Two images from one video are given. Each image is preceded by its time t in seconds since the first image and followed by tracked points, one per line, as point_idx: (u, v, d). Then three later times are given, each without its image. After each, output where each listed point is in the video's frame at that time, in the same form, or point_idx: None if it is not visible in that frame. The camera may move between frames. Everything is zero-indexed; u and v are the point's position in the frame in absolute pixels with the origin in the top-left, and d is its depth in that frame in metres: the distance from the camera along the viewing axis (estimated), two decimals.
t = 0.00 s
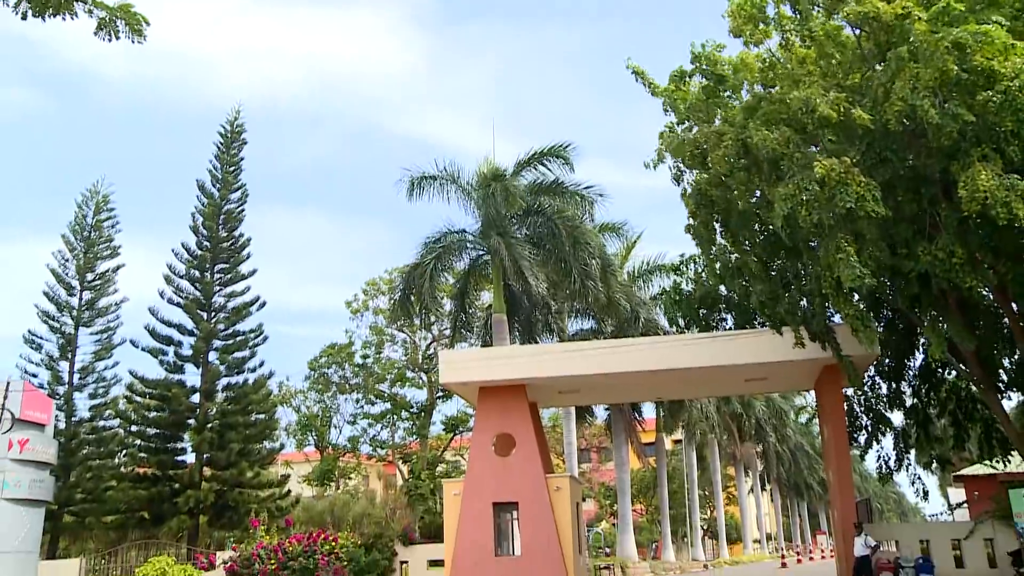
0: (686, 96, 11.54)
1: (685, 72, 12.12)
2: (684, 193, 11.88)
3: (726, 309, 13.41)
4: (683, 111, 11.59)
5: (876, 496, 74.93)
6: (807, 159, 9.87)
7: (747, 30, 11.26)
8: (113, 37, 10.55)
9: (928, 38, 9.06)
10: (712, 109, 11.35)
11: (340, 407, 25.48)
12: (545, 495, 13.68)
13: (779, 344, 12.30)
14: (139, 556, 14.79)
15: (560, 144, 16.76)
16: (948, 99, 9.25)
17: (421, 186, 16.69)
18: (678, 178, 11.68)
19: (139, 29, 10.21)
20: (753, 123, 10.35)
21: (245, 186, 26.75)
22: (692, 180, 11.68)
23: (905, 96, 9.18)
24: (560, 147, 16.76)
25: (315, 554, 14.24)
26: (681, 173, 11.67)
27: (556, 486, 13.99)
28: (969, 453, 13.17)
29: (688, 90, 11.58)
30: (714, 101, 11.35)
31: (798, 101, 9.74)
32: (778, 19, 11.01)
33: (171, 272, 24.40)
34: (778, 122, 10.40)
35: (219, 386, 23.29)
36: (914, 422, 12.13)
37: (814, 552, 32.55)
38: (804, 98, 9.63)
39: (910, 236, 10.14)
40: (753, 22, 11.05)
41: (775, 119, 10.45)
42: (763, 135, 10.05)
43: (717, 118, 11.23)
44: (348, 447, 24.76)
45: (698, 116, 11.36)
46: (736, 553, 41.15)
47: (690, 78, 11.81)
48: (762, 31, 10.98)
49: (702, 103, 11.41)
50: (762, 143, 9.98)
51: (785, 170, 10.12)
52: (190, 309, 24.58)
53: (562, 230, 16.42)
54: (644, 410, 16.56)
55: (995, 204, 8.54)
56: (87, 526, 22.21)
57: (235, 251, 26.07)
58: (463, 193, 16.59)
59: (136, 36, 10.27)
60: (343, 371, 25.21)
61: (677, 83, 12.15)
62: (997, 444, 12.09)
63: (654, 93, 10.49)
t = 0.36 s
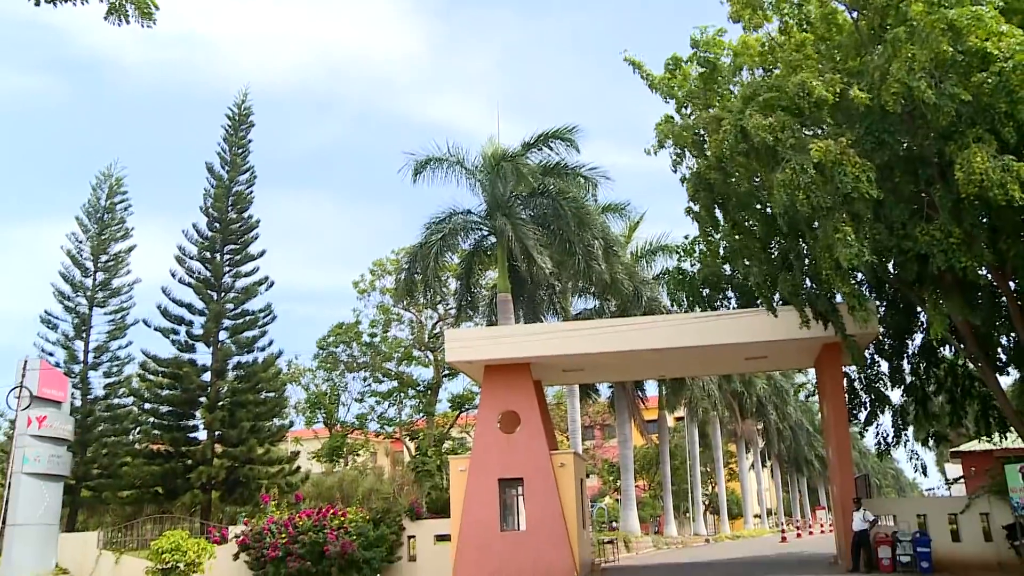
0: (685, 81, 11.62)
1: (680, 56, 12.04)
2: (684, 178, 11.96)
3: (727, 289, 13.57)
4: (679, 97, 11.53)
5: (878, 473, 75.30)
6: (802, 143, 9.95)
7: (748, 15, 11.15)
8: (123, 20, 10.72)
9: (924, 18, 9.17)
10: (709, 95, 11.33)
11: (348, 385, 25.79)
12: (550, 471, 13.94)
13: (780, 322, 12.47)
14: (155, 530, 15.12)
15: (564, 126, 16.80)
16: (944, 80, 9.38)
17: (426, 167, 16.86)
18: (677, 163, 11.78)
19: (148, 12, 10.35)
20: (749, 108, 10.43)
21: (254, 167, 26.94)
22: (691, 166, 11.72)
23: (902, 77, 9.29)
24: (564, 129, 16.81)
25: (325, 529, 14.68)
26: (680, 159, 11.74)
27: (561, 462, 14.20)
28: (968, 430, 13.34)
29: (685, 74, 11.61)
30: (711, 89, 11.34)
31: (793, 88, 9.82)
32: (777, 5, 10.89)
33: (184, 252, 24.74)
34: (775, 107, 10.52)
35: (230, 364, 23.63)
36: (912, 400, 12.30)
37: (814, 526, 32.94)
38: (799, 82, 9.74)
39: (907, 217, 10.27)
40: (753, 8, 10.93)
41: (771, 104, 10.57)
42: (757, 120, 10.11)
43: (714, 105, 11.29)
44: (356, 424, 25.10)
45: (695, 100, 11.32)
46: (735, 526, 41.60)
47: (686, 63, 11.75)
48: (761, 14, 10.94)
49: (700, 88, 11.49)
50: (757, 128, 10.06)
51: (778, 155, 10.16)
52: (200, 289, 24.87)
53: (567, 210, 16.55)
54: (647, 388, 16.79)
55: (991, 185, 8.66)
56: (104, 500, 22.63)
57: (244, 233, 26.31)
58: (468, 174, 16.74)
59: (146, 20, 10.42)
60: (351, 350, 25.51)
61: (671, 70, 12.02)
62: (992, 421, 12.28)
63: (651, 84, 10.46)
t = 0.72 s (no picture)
0: (692, 73, 11.82)
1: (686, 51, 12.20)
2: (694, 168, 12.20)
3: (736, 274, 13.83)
4: (686, 91, 11.78)
5: (891, 455, 75.39)
6: (805, 134, 10.18)
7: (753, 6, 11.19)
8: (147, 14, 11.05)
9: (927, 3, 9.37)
10: (716, 85, 11.55)
11: (365, 367, 26.19)
12: (562, 452, 14.26)
13: (788, 307, 12.69)
14: (181, 508, 15.62)
15: (575, 114, 16.99)
16: (944, 65, 9.57)
17: (440, 155, 17.13)
18: (686, 155, 11.99)
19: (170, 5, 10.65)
20: (754, 99, 10.68)
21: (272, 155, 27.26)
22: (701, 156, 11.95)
23: (904, 61, 9.49)
24: (576, 118, 17.00)
25: (343, 508, 15.05)
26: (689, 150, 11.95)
27: (573, 442, 14.52)
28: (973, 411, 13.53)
29: (692, 67, 11.78)
30: (717, 79, 11.52)
31: (795, 79, 10.10)
32: None
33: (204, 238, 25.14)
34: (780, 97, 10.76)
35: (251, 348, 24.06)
36: (917, 381, 12.51)
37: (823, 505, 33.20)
38: (801, 75, 9.99)
39: (911, 203, 10.47)
40: None
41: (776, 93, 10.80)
42: (762, 111, 10.38)
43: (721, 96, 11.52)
44: (373, 406, 25.52)
45: (703, 92, 11.59)
46: (746, 505, 41.97)
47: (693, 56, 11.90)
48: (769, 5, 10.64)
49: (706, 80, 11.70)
50: (761, 120, 10.32)
51: (781, 148, 10.40)
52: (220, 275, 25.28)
53: (580, 196, 16.80)
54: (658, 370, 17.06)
55: (986, 170, 8.86)
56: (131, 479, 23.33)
57: (264, 220, 26.70)
58: (481, 161, 16.97)
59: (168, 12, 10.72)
60: (368, 334, 25.89)
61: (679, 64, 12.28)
62: (997, 401, 12.52)
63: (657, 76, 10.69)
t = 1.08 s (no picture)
0: (695, 66, 12.29)
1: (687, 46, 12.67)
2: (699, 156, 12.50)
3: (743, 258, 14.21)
4: (690, 82, 12.26)
5: (896, 434, 75.69)
6: (804, 126, 10.52)
7: None
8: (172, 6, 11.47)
9: None
10: (719, 76, 11.96)
11: (380, 349, 26.71)
12: (572, 430, 14.72)
13: (790, 290, 13.04)
14: (204, 484, 16.22)
15: (584, 102, 17.26)
16: (940, 55, 9.92)
17: (452, 140, 17.50)
18: (690, 143, 12.36)
19: None
20: (755, 92, 11.08)
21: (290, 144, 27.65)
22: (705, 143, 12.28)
23: (900, 52, 9.83)
24: (585, 106, 17.28)
25: (360, 484, 15.60)
26: (693, 139, 12.29)
27: (581, 421, 15.01)
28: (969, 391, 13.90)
29: (696, 59, 12.26)
30: (720, 70, 11.94)
31: (795, 71, 10.47)
32: None
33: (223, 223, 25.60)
34: (781, 88, 11.15)
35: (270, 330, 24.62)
36: (915, 361, 12.91)
37: (828, 482, 33.64)
38: (800, 69, 10.37)
39: (909, 190, 10.82)
40: None
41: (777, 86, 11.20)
42: (762, 102, 10.79)
43: (722, 86, 11.91)
44: (388, 386, 26.06)
45: (705, 84, 12.03)
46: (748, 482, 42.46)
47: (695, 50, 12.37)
48: None
49: (709, 71, 12.11)
50: (762, 112, 10.70)
51: (782, 140, 10.77)
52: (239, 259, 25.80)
53: (590, 183, 17.19)
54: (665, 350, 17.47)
55: (973, 157, 9.18)
56: (157, 456, 24.24)
57: (282, 207, 27.17)
58: (493, 147, 17.33)
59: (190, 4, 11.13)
60: (383, 316, 26.40)
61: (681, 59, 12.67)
62: (992, 381, 12.88)
63: (660, 67, 11.10)
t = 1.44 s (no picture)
0: (695, 62, 12.87)
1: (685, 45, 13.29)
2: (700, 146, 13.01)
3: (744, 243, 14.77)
4: (692, 77, 12.83)
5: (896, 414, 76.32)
6: (800, 120, 11.05)
7: None
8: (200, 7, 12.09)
9: None
10: (719, 71, 12.53)
11: (395, 332, 27.43)
12: (579, 410, 15.39)
13: (789, 276, 13.62)
14: (229, 460, 17.02)
15: (591, 95, 17.83)
16: (930, 53, 10.44)
17: (464, 129, 18.11)
18: (692, 135, 12.93)
19: None
20: (754, 87, 11.63)
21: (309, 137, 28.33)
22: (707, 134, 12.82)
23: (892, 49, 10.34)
24: (592, 99, 17.85)
25: (376, 461, 16.39)
26: (694, 131, 12.88)
27: (588, 401, 15.68)
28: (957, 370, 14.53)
29: (696, 56, 12.83)
30: (719, 66, 12.51)
31: (792, 68, 11.01)
32: None
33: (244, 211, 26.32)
34: (778, 84, 11.70)
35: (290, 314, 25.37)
36: (906, 343, 13.52)
37: (821, 460, 34.57)
38: (797, 66, 10.92)
39: (900, 180, 11.36)
40: None
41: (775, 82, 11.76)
42: (759, 97, 11.35)
43: (722, 81, 12.49)
44: (403, 367, 26.81)
45: (706, 78, 12.58)
46: (746, 459, 43.31)
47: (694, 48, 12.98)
48: None
49: (708, 66, 12.68)
50: (759, 106, 11.25)
51: (779, 133, 11.31)
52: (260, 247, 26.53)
53: (596, 173, 17.79)
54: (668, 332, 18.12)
55: (961, 151, 9.69)
56: (186, 433, 25.19)
57: (302, 196, 27.86)
58: (503, 137, 17.93)
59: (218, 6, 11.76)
60: (398, 300, 27.10)
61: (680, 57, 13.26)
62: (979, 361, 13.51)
63: (662, 63, 11.71)
